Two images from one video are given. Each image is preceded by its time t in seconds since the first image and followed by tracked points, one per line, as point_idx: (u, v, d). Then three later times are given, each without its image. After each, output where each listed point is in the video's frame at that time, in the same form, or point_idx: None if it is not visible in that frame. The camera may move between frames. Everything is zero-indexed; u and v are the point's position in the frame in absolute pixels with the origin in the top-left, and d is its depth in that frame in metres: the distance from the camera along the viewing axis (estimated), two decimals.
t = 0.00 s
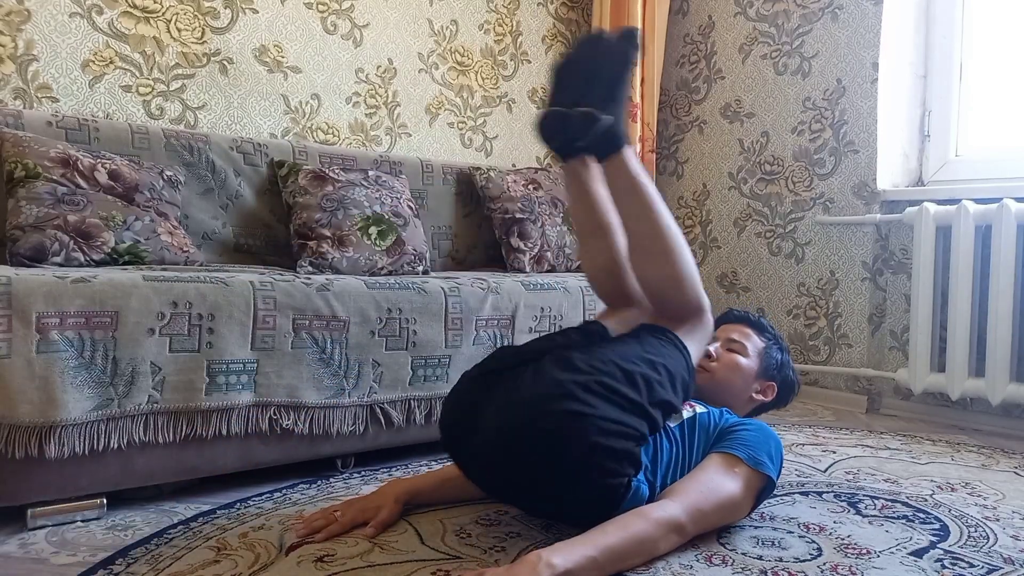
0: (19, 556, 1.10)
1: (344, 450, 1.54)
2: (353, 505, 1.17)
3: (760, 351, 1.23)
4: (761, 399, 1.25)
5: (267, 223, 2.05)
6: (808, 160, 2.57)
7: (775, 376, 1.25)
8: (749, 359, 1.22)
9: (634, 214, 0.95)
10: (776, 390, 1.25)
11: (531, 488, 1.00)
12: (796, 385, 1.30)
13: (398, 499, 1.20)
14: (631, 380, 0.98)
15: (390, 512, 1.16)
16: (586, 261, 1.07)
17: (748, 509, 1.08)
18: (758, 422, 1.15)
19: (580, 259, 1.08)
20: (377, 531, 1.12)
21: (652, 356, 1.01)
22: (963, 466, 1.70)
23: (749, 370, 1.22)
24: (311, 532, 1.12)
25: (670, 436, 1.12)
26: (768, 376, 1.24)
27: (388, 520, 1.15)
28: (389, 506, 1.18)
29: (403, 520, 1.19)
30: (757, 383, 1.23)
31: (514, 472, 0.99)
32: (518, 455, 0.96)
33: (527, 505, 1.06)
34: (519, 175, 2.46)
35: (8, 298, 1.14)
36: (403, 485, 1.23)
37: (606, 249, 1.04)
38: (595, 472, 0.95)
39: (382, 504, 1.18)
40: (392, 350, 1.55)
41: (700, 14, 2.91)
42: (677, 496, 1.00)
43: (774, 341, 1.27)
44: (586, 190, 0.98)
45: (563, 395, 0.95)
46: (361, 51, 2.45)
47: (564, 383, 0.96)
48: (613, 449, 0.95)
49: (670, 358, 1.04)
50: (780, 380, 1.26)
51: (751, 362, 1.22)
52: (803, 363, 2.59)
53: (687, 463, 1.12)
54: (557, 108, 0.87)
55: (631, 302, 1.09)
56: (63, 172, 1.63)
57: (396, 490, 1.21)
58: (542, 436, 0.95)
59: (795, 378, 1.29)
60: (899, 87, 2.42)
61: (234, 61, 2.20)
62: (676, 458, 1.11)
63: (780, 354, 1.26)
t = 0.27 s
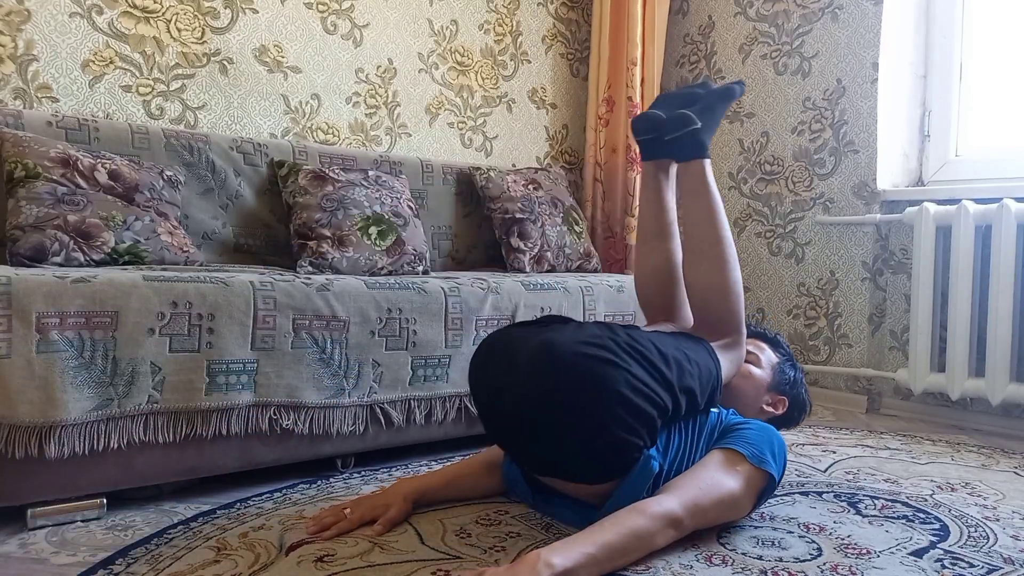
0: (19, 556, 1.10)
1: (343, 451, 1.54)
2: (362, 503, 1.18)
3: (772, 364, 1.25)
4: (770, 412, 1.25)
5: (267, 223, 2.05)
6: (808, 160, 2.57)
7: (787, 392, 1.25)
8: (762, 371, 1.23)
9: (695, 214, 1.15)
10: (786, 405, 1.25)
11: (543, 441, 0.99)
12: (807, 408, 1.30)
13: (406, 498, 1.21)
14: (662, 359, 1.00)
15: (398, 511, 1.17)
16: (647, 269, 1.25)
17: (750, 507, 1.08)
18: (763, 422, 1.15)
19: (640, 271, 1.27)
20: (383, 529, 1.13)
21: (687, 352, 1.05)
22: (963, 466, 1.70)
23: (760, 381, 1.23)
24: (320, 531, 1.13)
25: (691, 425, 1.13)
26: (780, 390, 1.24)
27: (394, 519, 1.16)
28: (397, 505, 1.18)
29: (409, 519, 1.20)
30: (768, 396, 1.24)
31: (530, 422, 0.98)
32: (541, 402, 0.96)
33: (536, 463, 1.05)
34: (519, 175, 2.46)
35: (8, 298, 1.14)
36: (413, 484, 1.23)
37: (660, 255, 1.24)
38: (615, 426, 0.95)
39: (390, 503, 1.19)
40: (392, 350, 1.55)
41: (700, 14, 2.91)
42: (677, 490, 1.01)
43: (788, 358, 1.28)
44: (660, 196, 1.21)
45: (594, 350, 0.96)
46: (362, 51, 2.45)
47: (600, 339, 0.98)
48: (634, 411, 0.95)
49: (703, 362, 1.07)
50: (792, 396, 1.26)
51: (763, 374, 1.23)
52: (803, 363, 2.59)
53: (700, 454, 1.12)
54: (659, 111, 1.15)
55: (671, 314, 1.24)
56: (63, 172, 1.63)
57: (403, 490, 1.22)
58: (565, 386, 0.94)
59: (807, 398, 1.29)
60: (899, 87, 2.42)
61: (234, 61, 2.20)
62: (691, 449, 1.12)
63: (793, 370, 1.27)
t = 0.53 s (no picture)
0: (19, 556, 1.10)
1: (343, 451, 1.54)
2: (364, 502, 1.18)
3: (772, 365, 1.25)
4: (770, 412, 1.25)
5: (267, 223, 2.05)
6: (808, 160, 2.57)
7: (786, 393, 1.25)
8: (763, 371, 1.23)
9: (700, 216, 1.16)
10: (786, 407, 1.25)
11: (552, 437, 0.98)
12: (805, 411, 1.30)
13: (408, 498, 1.21)
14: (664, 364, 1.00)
15: (400, 511, 1.17)
16: (647, 273, 1.25)
17: (752, 509, 1.08)
18: (765, 424, 1.15)
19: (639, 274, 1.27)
20: (385, 529, 1.13)
21: (691, 352, 1.06)
22: (963, 466, 1.70)
23: (761, 380, 1.23)
24: (321, 530, 1.13)
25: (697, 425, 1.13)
26: (780, 392, 1.24)
27: (395, 518, 1.16)
28: (399, 505, 1.18)
29: (408, 519, 1.20)
30: (768, 396, 1.24)
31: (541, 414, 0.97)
32: (554, 398, 0.95)
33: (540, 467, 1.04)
34: (519, 175, 2.46)
35: (8, 298, 1.14)
36: (415, 484, 1.23)
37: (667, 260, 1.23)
38: (626, 426, 0.95)
39: (392, 503, 1.19)
40: (392, 350, 1.55)
41: (700, 14, 2.91)
42: (680, 491, 1.00)
43: (789, 360, 1.29)
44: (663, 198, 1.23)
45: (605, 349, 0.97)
46: (361, 51, 2.45)
47: (609, 339, 0.98)
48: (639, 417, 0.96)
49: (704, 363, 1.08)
50: (791, 398, 1.26)
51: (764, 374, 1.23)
52: (803, 363, 2.59)
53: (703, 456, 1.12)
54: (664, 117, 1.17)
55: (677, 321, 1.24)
56: (63, 172, 1.63)
57: (404, 490, 1.22)
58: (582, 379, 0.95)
59: (805, 401, 1.29)
60: (899, 87, 2.42)
61: (234, 61, 2.20)
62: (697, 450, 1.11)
63: (793, 372, 1.27)
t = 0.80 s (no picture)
0: (19, 556, 1.10)
1: (343, 451, 1.54)
2: (362, 502, 1.18)
3: (768, 354, 1.24)
4: (768, 402, 1.24)
5: (267, 223, 2.05)
6: (808, 160, 2.57)
7: (784, 380, 1.25)
8: (757, 361, 1.23)
9: (647, 215, 0.96)
10: (784, 394, 1.25)
11: (539, 451, 0.95)
12: (805, 394, 1.29)
13: (405, 497, 1.21)
14: (642, 382, 0.97)
15: (398, 510, 1.17)
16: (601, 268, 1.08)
17: (751, 511, 1.08)
18: (764, 425, 1.14)
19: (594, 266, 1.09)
20: (384, 529, 1.13)
21: (658, 362, 1.00)
22: (963, 466, 1.70)
23: (756, 371, 1.22)
24: (320, 531, 1.13)
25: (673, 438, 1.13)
26: (777, 380, 1.24)
27: (395, 518, 1.16)
28: (397, 504, 1.18)
29: (407, 519, 1.20)
30: (765, 385, 1.23)
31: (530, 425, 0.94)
32: (531, 435, 0.94)
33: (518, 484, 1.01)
34: (519, 175, 2.46)
35: (8, 298, 1.14)
36: (413, 483, 1.23)
37: (620, 253, 1.04)
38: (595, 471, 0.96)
39: (391, 502, 1.19)
40: (392, 349, 1.55)
41: (700, 14, 2.91)
42: (678, 495, 1.00)
43: (784, 346, 1.28)
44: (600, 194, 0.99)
45: (572, 385, 0.94)
46: (361, 51, 2.45)
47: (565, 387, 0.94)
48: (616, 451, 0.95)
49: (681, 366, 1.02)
50: (789, 384, 1.25)
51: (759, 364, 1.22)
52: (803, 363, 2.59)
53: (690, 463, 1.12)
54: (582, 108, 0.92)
55: (641, 306, 1.11)
56: (63, 172, 1.63)
57: (403, 489, 1.22)
58: (572, 397, 0.94)
59: (803, 385, 1.29)
60: (899, 87, 2.42)
61: (234, 61, 2.20)
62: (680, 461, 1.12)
63: (789, 358, 1.26)
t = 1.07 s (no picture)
0: (19, 556, 1.10)
1: (343, 451, 1.54)
2: (359, 504, 1.17)
3: (761, 346, 1.24)
4: (766, 393, 1.25)
5: (266, 223, 2.05)
6: (808, 160, 2.57)
7: (778, 370, 1.25)
8: (751, 355, 1.22)
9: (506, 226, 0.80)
10: (780, 384, 1.25)
11: (540, 454, 0.88)
12: (800, 377, 1.30)
13: (403, 498, 1.18)
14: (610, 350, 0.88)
15: (396, 511, 1.16)
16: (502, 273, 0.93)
17: (751, 515, 1.08)
18: (764, 428, 1.14)
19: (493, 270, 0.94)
20: (380, 531, 1.12)
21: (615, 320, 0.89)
22: (963, 466, 1.70)
23: (751, 366, 1.22)
24: (316, 531, 1.13)
25: (672, 444, 1.13)
26: (772, 370, 1.24)
27: (393, 519, 1.15)
28: (394, 506, 1.17)
29: (406, 520, 1.19)
30: (761, 378, 1.23)
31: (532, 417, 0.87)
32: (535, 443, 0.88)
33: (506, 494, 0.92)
34: (519, 175, 2.47)
35: (8, 298, 1.14)
36: (411, 482, 1.21)
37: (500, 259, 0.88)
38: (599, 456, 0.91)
39: (388, 503, 1.18)
40: (392, 349, 1.55)
41: (700, 14, 2.91)
42: (678, 499, 1.01)
43: (777, 335, 1.28)
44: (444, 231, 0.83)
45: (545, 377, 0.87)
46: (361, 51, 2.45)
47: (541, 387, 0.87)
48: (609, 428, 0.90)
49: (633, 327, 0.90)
50: (784, 373, 1.26)
51: (753, 357, 1.22)
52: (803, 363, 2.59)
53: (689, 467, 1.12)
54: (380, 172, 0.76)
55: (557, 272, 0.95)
56: (63, 172, 1.63)
57: (402, 488, 1.20)
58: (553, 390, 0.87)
59: (799, 371, 1.29)
60: (899, 87, 2.42)
61: (234, 61, 2.20)
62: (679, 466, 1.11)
63: (782, 347, 1.26)
